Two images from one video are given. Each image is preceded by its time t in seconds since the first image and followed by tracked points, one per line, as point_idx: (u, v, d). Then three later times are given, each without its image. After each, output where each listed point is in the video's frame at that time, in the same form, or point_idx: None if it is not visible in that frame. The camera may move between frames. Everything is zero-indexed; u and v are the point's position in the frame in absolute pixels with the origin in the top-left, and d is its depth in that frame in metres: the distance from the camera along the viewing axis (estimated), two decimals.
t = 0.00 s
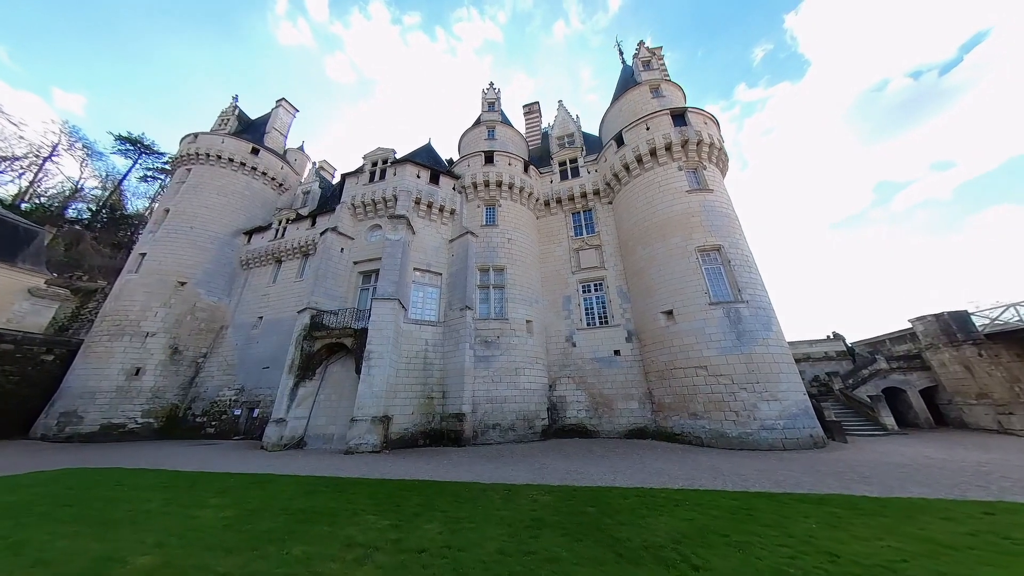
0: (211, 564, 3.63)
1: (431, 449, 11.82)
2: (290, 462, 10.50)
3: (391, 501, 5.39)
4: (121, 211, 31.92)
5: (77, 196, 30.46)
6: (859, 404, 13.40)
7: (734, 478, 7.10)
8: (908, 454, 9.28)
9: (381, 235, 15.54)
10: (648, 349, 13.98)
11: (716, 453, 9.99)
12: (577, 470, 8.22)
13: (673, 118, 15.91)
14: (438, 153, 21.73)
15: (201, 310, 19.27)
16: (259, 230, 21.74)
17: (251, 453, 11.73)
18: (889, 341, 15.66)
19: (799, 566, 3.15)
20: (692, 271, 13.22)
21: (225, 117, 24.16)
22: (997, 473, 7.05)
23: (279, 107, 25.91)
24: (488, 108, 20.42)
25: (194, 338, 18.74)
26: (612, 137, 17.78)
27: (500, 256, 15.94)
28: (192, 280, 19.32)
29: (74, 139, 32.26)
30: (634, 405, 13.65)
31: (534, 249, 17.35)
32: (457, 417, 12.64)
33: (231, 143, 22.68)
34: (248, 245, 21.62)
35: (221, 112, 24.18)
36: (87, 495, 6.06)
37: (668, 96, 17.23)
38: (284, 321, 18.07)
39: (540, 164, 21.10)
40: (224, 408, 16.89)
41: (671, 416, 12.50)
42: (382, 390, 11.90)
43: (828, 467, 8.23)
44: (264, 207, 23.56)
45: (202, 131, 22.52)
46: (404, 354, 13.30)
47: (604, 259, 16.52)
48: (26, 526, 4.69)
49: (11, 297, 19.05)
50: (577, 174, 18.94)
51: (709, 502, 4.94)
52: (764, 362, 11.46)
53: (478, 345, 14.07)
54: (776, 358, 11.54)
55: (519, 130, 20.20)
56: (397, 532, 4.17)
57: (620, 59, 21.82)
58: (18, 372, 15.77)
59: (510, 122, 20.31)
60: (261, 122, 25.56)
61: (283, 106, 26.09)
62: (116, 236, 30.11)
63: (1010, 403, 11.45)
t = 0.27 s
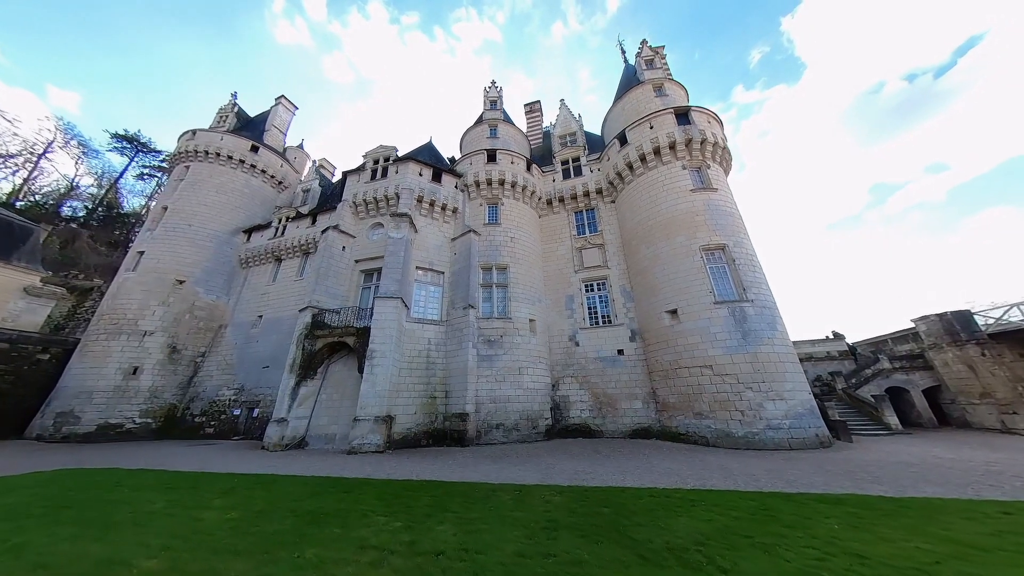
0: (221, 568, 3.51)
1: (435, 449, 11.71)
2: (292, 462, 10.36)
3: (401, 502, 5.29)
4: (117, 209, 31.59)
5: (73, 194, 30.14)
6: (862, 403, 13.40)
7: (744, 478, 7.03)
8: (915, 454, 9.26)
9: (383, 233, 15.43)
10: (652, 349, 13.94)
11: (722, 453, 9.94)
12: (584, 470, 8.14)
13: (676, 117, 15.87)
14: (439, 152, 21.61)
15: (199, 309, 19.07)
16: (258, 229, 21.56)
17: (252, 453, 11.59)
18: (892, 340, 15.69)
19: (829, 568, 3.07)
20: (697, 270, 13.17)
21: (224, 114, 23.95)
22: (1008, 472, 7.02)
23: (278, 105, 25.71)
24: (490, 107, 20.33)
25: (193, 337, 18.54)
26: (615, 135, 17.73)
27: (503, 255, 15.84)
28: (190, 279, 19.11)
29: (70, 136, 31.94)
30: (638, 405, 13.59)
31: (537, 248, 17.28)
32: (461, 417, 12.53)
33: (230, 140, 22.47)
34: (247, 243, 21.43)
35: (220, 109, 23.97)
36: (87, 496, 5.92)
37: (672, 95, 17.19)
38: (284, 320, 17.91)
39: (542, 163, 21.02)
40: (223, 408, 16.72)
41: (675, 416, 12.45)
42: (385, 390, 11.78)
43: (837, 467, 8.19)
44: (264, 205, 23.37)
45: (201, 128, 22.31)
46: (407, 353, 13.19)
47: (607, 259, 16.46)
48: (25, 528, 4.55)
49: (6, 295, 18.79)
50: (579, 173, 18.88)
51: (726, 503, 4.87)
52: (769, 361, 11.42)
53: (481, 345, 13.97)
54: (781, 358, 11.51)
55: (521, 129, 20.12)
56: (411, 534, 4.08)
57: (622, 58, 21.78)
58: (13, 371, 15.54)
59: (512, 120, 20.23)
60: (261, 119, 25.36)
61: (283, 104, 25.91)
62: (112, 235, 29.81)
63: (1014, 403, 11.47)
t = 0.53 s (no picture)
0: None
1: (438, 450, 11.57)
2: (293, 464, 10.19)
3: (410, 506, 5.14)
4: (113, 207, 31.21)
5: (68, 192, 29.78)
6: (867, 404, 13.34)
7: (756, 481, 6.93)
8: (925, 455, 9.19)
9: (385, 232, 15.26)
10: (656, 349, 13.84)
11: (730, 454, 9.84)
12: (592, 472, 8.02)
13: (681, 116, 15.78)
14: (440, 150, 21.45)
15: (198, 308, 18.82)
16: (257, 227, 21.34)
17: (252, 455, 11.40)
18: (895, 341, 15.65)
19: None
20: (702, 270, 13.08)
21: (223, 111, 23.69)
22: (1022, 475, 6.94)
23: (278, 102, 25.49)
24: (492, 105, 20.19)
25: (191, 337, 18.30)
26: (618, 134, 17.62)
27: (506, 254, 15.70)
28: (188, 278, 18.87)
29: (65, 133, 31.57)
30: (642, 406, 13.49)
31: (540, 248, 17.15)
32: (464, 417, 12.38)
33: (229, 138, 22.23)
34: (246, 242, 21.21)
35: (219, 106, 23.72)
36: (84, 501, 5.73)
37: (676, 94, 17.10)
38: (284, 320, 17.72)
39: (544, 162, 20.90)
40: (222, 408, 16.50)
41: (680, 417, 12.35)
42: (387, 391, 11.62)
43: (848, 469, 8.10)
44: (263, 204, 23.13)
45: (199, 125, 22.07)
46: (409, 353, 13.03)
47: (610, 258, 16.35)
48: (21, 536, 4.37)
49: None
50: (582, 172, 18.77)
51: (745, 508, 4.75)
52: (776, 362, 11.34)
53: (484, 345, 13.84)
54: (787, 358, 11.43)
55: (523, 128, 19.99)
56: (424, 542, 3.94)
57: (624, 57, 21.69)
58: (7, 371, 15.27)
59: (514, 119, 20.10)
60: (260, 117, 25.12)
61: (282, 101, 25.68)
62: (108, 233, 29.47)
63: (1020, 404, 11.43)
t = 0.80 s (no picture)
0: None
1: (442, 450, 11.49)
2: (296, 464, 10.07)
3: (422, 507, 5.05)
4: (109, 205, 30.91)
5: (63, 189, 29.45)
6: (869, 404, 13.35)
7: (767, 480, 6.89)
8: (931, 455, 9.19)
9: (387, 230, 15.16)
10: (660, 349, 13.81)
11: (737, 454, 9.81)
12: (601, 472, 7.97)
13: (684, 116, 15.78)
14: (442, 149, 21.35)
15: (197, 307, 18.63)
16: (257, 225, 21.18)
17: (254, 455, 11.27)
18: (897, 341, 15.68)
19: None
20: (706, 269, 13.05)
21: (222, 109, 23.49)
22: None
23: (278, 100, 25.31)
24: (494, 104, 20.13)
25: (190, 336, 18.12)
26: (621, 134, 17.58)
27: (509, 253, 15.64)
28: (187, 276, 18.68)
29: (61, 130, 31.23)
30: (646, 405, 13.47)
31: (542, 247, 17.10)
32: (468, 417, 12.30)
33: (229, 136, 22.05)
34: (246, 240, 21.05)
35: (218, 104, 23.52)
36: (86, 502, 5.60)
37: (678, 94, 17.10)
38: (284, 319, 17.58)
39: (546, 161, 20.84)
40: (222, 408, 16.34)
41: (685, 417, 12.33)
42: (391, 390, 11.52)
43: (857, 469, 8.07)
44: (263, 202, 22.96)
45: (198, 123, 21.88)
46: (412, 353, 12.94)
47: (613, 258, 16.32)
48: (23, 538, 4.25)
49: None
50: (584, 171, 18.73)
51: (762, 508, 4.70)
52: (781, 362, 11.33)
53: (487, 344, 13.77)
54: (792, 358, 11.42)
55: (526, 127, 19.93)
56: (442, 544, 3.85)
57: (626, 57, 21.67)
58: (2, 371, 15.05)
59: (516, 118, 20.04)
60: (259, 115, 24.93)
61: (282, 99, 25.50)
62: (104, 231, 29.17)
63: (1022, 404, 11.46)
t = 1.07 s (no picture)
0: None
1: (446, 450, 11.41)
2: (300, 464, 9.96)
3: (436, 508, 4.97)
4: (105, 203, 30.59)
5: (58, 187, 29.12)
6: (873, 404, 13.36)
7: (779, 480, 6.85)
8: (938, 454, 9.20)
9: (390, 229, 15.06)
10: (664, 348, 13.79)
11: (743, 454, 9.79)
12: (610, 472, 7.90)
13: (688, 115, 15.77)
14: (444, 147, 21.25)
15: (196, 305, 18.45)
16: (257, 223, 21.01)
17: (256, 455, 11.15)
18: (899, 341, 15.72)
19: None
20: (711, 269, 13.04)
21: (222, 106, 23.30)
22: None
23: (278, 98, 25.15)
24: (497, 102, 20.06)
25: (189, 335, 17.94)
26: (625, 133, 17.55)
27: (512, 252, 15.57)
28: (186, 275, 18.49)
29: (56, 127, 30.88)
30: (650, 405, 13.44)
31: (545, 246, 17.04)
32: (472, 417, 12.22)
33: (228, 133, 21.86)
34: (246, 238, 20.88)
35: (218, 101, 23.32)
36: (91, 503, 5.49)
37: (682, 93, 17.09)
38: (285, 317, 17.44)
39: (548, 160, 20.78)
40: (222, 408, 16.18)
41: (690, 416, 12.30)
42: (395, 390, 11.43)
43: (865, 468, 8.07)
44: (262, 200, 22.79)
45: (197, 120, 21.68)
46: (416, 352, 12.85)
47: (617, 257, 16.28)
48: (30, 541, 4.15)
49: None
50: (587, 170, 18.69)
51: (781, 508, 4.66)
52: (786, 361, 11.32)
53: (491, 343, 13.70)
54: (798, 358, 11.42)
55: (528, 125, 19.86)
56: (461, 545, 3.78)
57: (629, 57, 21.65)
58: None
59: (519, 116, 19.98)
60: (259, 112, 24.74)
61: (282, 97, 25.33)
62: (100, 229, 28.88)
63: None
